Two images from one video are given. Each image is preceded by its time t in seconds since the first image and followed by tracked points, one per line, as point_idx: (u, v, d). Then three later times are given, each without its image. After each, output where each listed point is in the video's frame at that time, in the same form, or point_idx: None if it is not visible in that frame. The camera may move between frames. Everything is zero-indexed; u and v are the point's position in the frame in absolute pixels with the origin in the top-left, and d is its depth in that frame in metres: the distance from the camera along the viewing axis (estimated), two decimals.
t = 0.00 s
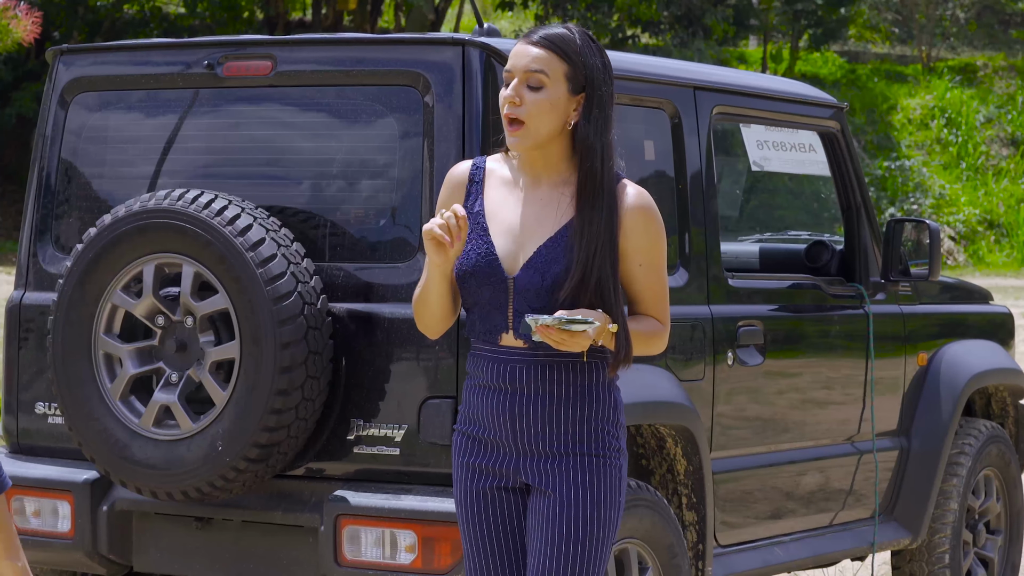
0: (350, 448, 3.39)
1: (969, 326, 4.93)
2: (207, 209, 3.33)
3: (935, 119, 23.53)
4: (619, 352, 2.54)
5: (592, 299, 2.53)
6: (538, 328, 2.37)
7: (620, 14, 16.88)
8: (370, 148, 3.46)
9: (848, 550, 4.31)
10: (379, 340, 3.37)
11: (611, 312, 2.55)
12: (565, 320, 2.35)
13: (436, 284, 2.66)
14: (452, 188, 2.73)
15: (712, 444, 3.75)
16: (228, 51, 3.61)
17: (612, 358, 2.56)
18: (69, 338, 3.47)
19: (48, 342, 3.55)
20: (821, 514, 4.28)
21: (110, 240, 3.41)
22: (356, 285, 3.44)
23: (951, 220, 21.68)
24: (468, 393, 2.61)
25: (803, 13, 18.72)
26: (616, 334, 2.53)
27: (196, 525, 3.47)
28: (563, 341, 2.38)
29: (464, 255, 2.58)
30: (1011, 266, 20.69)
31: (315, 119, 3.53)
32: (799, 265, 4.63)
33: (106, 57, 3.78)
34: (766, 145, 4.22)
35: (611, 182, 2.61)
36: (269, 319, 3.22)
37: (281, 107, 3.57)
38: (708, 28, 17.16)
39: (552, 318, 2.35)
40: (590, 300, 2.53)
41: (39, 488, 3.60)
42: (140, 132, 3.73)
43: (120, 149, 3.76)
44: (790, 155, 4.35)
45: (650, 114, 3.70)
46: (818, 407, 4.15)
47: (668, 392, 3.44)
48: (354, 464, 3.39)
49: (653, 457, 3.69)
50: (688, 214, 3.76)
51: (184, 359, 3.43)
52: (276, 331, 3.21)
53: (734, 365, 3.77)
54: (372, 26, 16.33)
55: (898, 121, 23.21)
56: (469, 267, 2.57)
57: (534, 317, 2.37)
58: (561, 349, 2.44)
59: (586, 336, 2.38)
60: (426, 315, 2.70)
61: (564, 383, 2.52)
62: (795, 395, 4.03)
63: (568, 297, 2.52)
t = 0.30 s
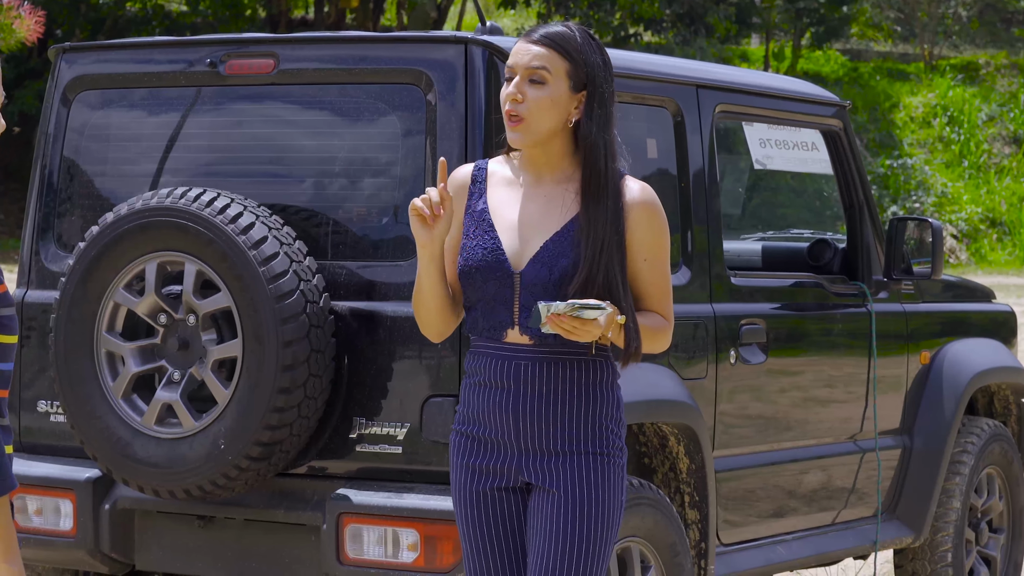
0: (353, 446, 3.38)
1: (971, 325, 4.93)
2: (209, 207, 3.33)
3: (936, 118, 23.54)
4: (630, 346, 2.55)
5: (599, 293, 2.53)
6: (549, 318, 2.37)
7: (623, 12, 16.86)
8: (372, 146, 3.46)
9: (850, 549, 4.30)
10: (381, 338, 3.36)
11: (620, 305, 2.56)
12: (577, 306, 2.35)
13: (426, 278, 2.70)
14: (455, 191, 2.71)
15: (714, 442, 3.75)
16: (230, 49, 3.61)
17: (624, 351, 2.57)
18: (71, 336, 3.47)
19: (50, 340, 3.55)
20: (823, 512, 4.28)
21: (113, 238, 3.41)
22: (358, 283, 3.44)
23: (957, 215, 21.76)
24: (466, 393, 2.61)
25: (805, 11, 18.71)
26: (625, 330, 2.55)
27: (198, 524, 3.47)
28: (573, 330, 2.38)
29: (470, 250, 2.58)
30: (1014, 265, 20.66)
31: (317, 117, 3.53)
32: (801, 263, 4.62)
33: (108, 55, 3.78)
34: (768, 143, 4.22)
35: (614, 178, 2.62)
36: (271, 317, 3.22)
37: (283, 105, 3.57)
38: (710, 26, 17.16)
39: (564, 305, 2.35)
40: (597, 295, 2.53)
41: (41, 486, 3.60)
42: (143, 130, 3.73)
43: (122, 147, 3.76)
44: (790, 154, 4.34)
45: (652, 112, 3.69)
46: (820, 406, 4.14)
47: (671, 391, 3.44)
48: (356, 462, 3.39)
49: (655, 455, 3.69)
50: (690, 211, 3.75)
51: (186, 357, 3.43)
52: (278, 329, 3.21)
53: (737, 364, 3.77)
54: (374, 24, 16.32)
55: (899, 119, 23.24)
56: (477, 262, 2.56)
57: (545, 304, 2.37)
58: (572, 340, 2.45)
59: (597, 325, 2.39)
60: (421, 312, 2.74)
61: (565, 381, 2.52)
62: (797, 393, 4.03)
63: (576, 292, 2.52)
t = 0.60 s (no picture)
0: (356, 449, 3.38)
1: (974, 327, 4.93)
2: (213, 210, 3.33)
3: (940, 120, 23.52)
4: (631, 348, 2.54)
5: (599, 293, 2.52)
6: (548, 320, 2.36)
7: (626, 14, 16.85)
8: (376, 149, 3.46)
9: (854, 552, 4.30)
10: (385, 340, 3.36)
11: (623, 305, 2.55)
12: (574, 308, 2.34)
13: (416, 278, 2.62)
14: (459, 198, 2.73)
15: (718, 445, 3.75)
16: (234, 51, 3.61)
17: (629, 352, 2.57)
18: (75, 338, 3.47)
19: (54, 342, 3.55)
20: (827, 515, 4.28)
21: (116, 241, 3.42)
22: (362, 285, 3.44)
23: (956, 221, 21.58)
24: (468, 395, 2.61)
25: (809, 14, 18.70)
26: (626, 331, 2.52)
27: (202, 526, 3.47)
28: (573, 331, 2.37)
29: (474, 255, 2.58)
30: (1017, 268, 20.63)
31: (320, 120, 3.53)
32: (805, 266, 4.63)
33: (112, 57, 3.78)
34: (772, 145, 4.22)
35: (615, 179, 2.61)
36: (275, 320, 3.22)
37: (287, 107, 3.57)
38: (714, 29, 17.18)
39: (561, 307, 2.34)
40: (598, 295, 2.52)
41: (45, 488, 3.60)
42: (146, 133, 3.73)
43: (126, 149, 3.76)
44: (795, 157, 4.36)
45: (655, 115, 3.69)
46: (823, 408, 4.14)
47: (674, 393, 3.44)
48: (360, 465, 3.39)
49: (659, 458, 3.69)
50: (694, 214, 3.76)
51: (190, 360, 3.43)
52: (281, 332, 3.21)
53: (740, 366, 3.77)
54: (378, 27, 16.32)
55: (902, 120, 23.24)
56: (481, 266, 2.56)
57: (543, 307, 2.36)
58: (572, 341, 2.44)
59: (596, 325, 2.38)
60: (417, 315, 2.66)
61: (565, 383, 2.52)
62: (801, 395, 4.02)
63: (576, 292, 2.51)
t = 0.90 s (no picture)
0: (361, 455, 3.38)
1: (979, 333, 4.93)
2: (218, 216, 3.33)
3: (945, 126, 23.45)
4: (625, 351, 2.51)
5: (599, 297, 2.52)
6: (537, 321, 2.39)
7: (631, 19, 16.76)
8: (381, 155, 3.46)
9: (859, 558, 4.30)
10: (390, 346, 3.36)
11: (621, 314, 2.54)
12: (561, 311, 2.36)
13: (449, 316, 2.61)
14: (464, 203, 2.72)
15: (723, 451, 3.75)
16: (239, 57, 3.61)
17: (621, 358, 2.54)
18: (81, 343, 3.48)
19: (60, 347, 3.55)
20: (832, 521, 4.28)
21: (122, 246, 3.42)
22: (367, 291, 3.44)
23: (965, 225, 21.47)
24: (470, 400, 2.62)
25: (814, 19, 18.67)
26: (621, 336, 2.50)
27: (207, 531, 3.47)
28: (561, 335, 2.39)
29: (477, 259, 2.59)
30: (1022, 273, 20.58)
31: (326, 125, 3.53)
32: (811, 272, 4.59)
33: (117, 63, 3.78)
34: (777, 151, 4.21)
35: (620, 184, 2.62)
36: (280, 326, 3.22)
37: (293, 113, 3.57)
38: (718, 35, 17.20)
39: (548, 309, 2.36)
40: (596, 299, 2.53)
41: (50, 494, 3.60)
42: (152, 138, 3.73)
43: (131, 155, 3.76)
44: (801, 163, 4.35)
45: (660, 121, 3.69)
46: (828, 415, 4.14)
47: (680, 400, 3.43)
48: (365, 470, 3.39)
49: (664, 464, 3.68)
50: (699, 220, 3.75)
51: (195, 365, 3.43)
52: (287, 338, 3.21)
53: (745, 372, 3.77)
54: (383, 32, 16.31)
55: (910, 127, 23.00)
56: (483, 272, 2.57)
57: (532, 308, 2.39)
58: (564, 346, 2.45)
59: (585, 331, 2.39)
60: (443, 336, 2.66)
61: (566, 389, 2.52)
62: (805, 402, 4.02)
63: (577, 295, 2.51)
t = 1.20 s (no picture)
0: (365, 456, 3.38)
1: (983, 336, 4.92)
2: (222, 217, 3.33)
3: (949, 128, 23.37)
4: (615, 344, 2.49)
5: (602, 296, 2.53)
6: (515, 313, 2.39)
7: (635, 21, 16.56)
8: (385, 157, 3.46)
9: (862, 560, 4.30)
10: (393, 347, 3.36)
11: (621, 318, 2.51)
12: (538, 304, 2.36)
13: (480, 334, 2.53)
14: (475, 200, 2.73)
15: (727, 453, 3.75)
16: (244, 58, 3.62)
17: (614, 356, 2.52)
18: (85, 344, 3.47)
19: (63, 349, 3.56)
20: (836, 523, 4.28)
21: (126, 247, 3.42)
22: (371, 292, 3.44)
23: (968, 227, 21.38)
24: (473, 401, 2.61)
25: (818, 20, 18.62)
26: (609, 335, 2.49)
27: (211, 532, 3.47)
28: (541, 329, 2.39)
29: (482, 255, 2.60)
30: None
31: (330, 127, 3.53)
32: (815, 274, 4.60)
33: (121, 64, 3.78)
34: (781, 153, 4.20)
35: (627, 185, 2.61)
36: (284, 327, 3.22)
37: (298, 114, 3.57)
38: (723, 36, 17.16)
39: (524, 302, 2.37)
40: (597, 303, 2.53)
41: (54, 494, 3.60)
42: (156, 139, 3.73)
43: (136, 156, 3.76)
44: (806, 164, 4.34)
45: (665, 122, 3.69)
46: (832, 416, 4.14)
47: (684, 402, 3.44)
48: (368, 472, 3.39)
49: (667, 465, 3.69)
50: (703, 222, 3.75)
51: (199, 366, 3.43)
52: (290, 339, 3.21)
53: (749, 374, 3.77)
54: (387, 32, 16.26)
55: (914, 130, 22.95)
56: (487, 270, 2.58)
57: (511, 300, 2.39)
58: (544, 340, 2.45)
59: (563, 326, 2.39)
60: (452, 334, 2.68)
61: (567, 390, 2.51)
62: (809, 404, 4.02)
63: (579, 291, 2.53)
